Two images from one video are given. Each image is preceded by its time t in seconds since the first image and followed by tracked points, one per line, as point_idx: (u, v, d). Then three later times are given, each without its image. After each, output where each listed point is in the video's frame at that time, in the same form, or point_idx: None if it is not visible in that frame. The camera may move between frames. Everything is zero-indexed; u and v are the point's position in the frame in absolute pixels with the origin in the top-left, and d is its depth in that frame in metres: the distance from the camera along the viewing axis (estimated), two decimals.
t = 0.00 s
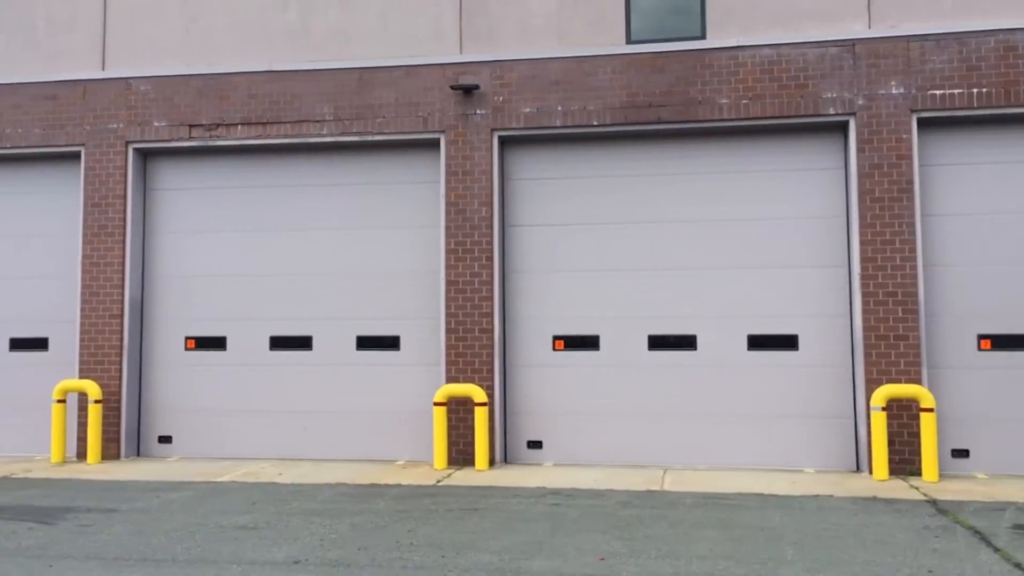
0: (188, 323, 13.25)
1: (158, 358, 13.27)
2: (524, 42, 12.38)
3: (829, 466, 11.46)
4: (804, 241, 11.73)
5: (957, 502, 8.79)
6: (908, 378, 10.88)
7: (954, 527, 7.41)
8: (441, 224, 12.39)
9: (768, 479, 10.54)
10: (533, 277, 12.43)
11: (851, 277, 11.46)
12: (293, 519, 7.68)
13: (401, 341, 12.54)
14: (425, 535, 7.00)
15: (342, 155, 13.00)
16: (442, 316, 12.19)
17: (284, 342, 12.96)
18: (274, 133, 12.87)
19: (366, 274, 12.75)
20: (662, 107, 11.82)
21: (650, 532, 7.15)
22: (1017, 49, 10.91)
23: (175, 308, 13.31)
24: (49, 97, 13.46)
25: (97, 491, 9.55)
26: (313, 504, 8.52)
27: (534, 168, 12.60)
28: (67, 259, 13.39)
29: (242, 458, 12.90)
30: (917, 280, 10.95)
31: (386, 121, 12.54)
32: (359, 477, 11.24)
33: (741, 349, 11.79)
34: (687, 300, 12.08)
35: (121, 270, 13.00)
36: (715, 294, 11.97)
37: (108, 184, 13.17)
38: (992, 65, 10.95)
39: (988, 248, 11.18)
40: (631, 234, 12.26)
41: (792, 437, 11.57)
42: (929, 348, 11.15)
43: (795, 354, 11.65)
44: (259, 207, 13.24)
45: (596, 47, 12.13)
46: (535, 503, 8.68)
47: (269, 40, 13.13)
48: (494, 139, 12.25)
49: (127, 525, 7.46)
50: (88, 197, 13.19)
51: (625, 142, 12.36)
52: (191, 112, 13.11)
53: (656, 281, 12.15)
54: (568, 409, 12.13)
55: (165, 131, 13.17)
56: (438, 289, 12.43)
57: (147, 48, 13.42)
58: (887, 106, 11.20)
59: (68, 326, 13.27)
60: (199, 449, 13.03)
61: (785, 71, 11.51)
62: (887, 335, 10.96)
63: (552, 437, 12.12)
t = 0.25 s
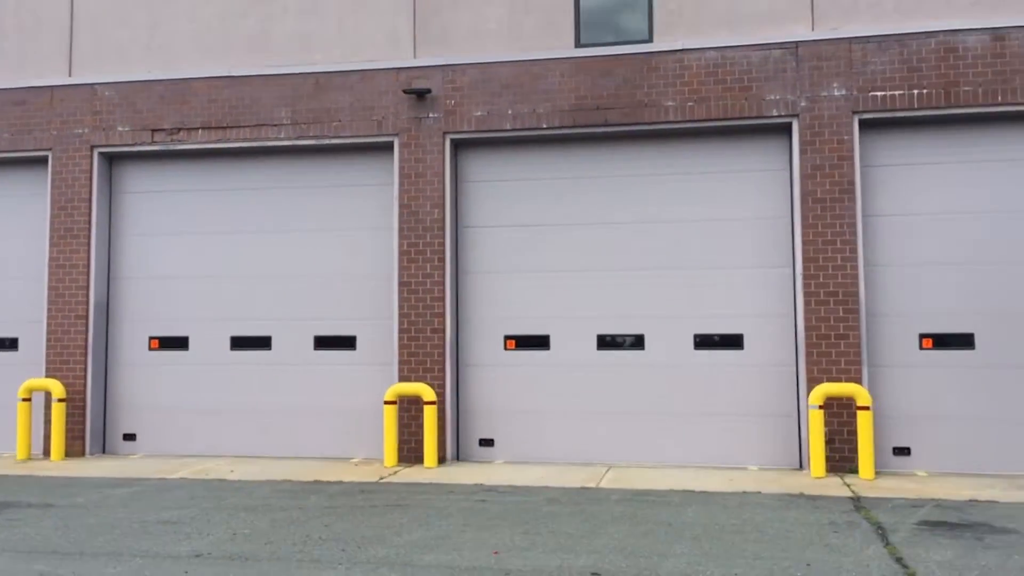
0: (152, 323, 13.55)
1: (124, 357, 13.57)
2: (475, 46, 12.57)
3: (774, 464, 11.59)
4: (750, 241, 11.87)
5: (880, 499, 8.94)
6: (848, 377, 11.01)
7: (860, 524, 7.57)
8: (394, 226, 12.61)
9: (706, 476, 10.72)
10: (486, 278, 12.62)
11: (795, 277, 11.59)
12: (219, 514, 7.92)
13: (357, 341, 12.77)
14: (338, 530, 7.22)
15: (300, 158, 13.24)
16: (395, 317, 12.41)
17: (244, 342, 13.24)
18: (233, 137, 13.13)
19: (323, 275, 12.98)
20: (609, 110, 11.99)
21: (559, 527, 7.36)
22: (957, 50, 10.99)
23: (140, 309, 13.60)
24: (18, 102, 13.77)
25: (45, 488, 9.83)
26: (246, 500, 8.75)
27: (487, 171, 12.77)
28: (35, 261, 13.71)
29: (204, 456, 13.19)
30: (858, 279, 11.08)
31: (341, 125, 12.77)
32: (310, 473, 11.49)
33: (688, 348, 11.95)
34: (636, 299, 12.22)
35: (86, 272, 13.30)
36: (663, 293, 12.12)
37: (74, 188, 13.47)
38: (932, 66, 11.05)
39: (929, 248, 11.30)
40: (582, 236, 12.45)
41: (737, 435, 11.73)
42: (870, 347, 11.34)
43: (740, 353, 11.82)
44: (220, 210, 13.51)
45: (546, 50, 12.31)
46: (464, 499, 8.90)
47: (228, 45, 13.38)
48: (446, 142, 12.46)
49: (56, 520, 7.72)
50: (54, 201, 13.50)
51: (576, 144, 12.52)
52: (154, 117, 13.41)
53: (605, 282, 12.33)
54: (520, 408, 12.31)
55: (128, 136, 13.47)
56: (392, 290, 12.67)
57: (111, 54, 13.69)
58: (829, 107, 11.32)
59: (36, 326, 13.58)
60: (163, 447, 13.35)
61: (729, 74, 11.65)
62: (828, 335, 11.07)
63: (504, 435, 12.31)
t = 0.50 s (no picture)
0: (113, 324, 13.90)
1: (86, 357, 13.94)
2: (421, 51, 12.84)
3: (711, 462, 11.76)
4: (689, 241, 11.96)
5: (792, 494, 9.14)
6: (780, 375, 11.20)
7: (756, 518, 7.77)
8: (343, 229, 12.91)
9: (638, 472, 10.95)
10: (433, 279, 12.86)
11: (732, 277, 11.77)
12: (139, 508, 8.23)
13: (309, 341, 13.03)
14: (244, 523, 7.51)
15: (254, 163, 13.53)
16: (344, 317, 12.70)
17: (201, 342, 13.52)
18: (189, 142, 13.47)
19: (276, 277, 13.25)
20: (549, 113, 12.22)
21: (459, 520, 7.61)
22: (888, 53, 11.13)
23: (101, 310, 13.96)
24: None
25: None
26: (174, 495, 9.06)
27: (434, 174, 12.98)
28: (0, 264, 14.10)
29: (162, 453, 13.54)
30: (790, 279, 11.26)
31: (292, 130, 13.07)
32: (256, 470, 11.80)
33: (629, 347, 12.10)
34: (578, 300, 12.37)
35: (49, 275, 13.68)
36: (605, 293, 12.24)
37: (37, 193, 13.85)
38: (863, 69, 11.20)
39: (862, 248, 11.46)
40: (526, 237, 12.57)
41: (676, 433, 11.83)
42: (804, 346, 11.49)
43: (680, 352, 11.92)
44: (178, 213, 13.81)
45: (489, 56, 12.56)
46: (386, 494, 9.16)
47: (185, 53, 13.72)
48: (393, 146, 12.74)
49: None
50: (18, 206, 13.88)
51: (520, 146, 12.69)
52: (114, 123, 13.77)
53: (547, 282, 12.48)
54: (465, 406, 12.52)
55: (89, 142, 13.84)
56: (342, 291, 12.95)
57: (74, 62, 14.07)
58: (762, 110, 11.49)
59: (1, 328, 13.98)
60: (123, 445, 13.71)
61: (666, 77, 11.85)
62: (761, 334, 11.28)
63: (450, 434, 12.54)
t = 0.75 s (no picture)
0: (77, 328, 14.21)
1: (51, 361, 14.26)
2: (373, 60, 13.12)
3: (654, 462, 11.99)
4: (633, 245, 12.16)
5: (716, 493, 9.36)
6: (719, 377, 11.39)
7: (665, 515, 8.01)
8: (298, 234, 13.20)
9: (578, 472, 11.20)
10: (386, 283, 13.14)
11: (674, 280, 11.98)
12: (73, 508, 8.51)
13: (265, 345, 13.33)
14: (167, 521, 7.77)
15: (213, 170, 13.84)
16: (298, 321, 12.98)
17: (162, 346, 13.82)
18: (149, 150, 13.79)
19: (234, 282, 13.55)
20: (496, 121, 12.46)
21: (376, 518, 7.87)
22: (822, 60, 11.36)
23: (66, 315, 14.28)
24: None
25: None
26: (114, 496, 9.35)
27: (388, 180, 13.29)
28: None
29: (124, 454, 13.85)
30: (728, 282, 11.47)
31: (249, 137, 13.37)
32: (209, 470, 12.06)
33: (574, 349, 12.33)
34: (526, 303, 12.62)
35: (14, 280, 14.01)
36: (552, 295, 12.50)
37: (2, 201, 14.18)
38: (798, 75, 11.43)
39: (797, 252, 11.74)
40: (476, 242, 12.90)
41: (619, 433, 12.03)
42: (743, 347, 11.74)
43: (623, 354, 12.13)
44: (139, 219, 14.10)
45: (438, 64, 12.83)
46: (320, 494, 9.42)
47: (146, 62, 14.03)
48: (346, 153, 13.02)
49: None
50: None
51: (470, 152, 12.93)
52: (77, 132, 14.10)
53: (496, 286, 12.76)
54: (416, 408, 12.80)
55: (54, 150, 14.16)
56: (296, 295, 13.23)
57: (39, 72, 14.39)
58: (701, 117, 11.73)
59: None
60: (88, 446, 14.03)
61: (608, 85, 12.10)
62: (700, 336, 11.47)
63: (402, 434, 12.82)
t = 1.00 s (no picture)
0: (38, 329, 14.54)
1: (14, 361, 14.61)
2: (321, 66, 13.42)
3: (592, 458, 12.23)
4: (572, 246, 12.41)
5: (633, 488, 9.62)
6: (652, 375, 11.64)
7: (569, 509, 8.25)
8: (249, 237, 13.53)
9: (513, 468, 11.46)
10: (335, 284, 13.40)
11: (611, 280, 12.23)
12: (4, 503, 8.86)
13: (219, 344, 13.64)
14: (86, 516, 8.09)
15: (168, 173, 14.13)
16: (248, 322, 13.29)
17: (120, 346, 14.14)
18: (106, 154, 14.09)
19: (188, 283, 13.85)
20: (439, 124, 12.73)
21: (288, 512, 8.16)
22: (751, 64, 11.59)
23: (28, 316, 14.61)
24: None
25: None
26: (50, 491, 9.69)
27: (337, 182, 13.51)
28: None
29: (84, 452, 14.18)
30: (661, 282, 11.72)
31: (201, 142, 13.68)
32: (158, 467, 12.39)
33: (515, 348, 12.55)
34: (469, 303, 12.83)
35: None
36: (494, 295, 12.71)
37: None
38: (729, 80, 11.66)
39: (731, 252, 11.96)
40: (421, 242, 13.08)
41: (557, 431, 12.27)
42: (677, 346, 11.99)
43: (562, 352, 12.33)
44: (98, 221, 14.41)
45: (384, 69, 13.11)
46: (248, 489, 9.72)
47: (103, 68, 14.35)
48: (295, 157, 13.33)
49: None
50: None
51: (415, 155, 13.18)
52: (37, 137, 14.43)
53: (440, 286, 12.96)
54: (363, 406, 13.08)
55: (15, 155, 14.50)
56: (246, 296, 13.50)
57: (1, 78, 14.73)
58: (636, 120, 11.97)
59: None
60: (49, 444, 14.38)
61: (546, 89, 12.36)
62: (634, 335, 11.73)
63: (349, 432, 13.09)
